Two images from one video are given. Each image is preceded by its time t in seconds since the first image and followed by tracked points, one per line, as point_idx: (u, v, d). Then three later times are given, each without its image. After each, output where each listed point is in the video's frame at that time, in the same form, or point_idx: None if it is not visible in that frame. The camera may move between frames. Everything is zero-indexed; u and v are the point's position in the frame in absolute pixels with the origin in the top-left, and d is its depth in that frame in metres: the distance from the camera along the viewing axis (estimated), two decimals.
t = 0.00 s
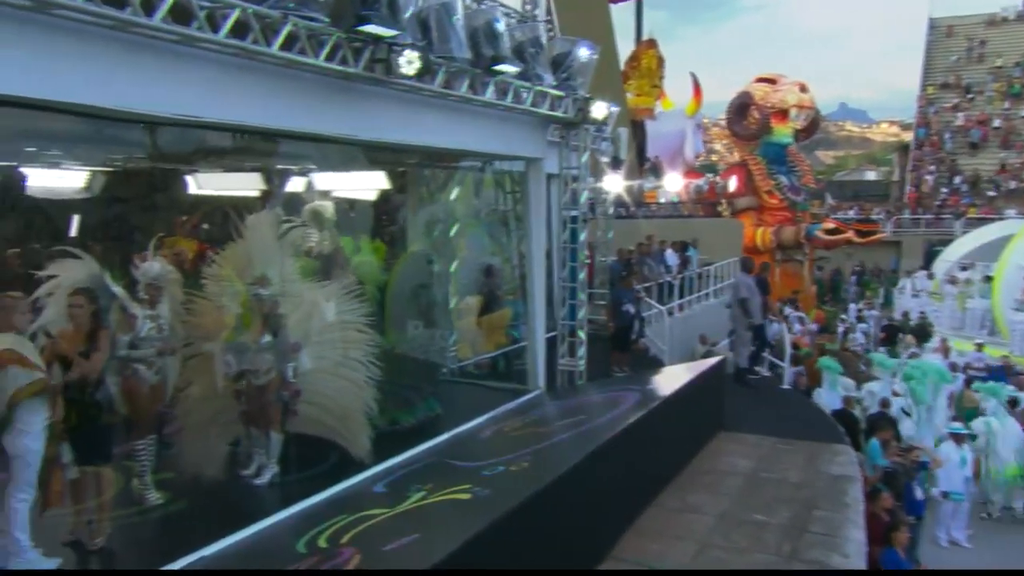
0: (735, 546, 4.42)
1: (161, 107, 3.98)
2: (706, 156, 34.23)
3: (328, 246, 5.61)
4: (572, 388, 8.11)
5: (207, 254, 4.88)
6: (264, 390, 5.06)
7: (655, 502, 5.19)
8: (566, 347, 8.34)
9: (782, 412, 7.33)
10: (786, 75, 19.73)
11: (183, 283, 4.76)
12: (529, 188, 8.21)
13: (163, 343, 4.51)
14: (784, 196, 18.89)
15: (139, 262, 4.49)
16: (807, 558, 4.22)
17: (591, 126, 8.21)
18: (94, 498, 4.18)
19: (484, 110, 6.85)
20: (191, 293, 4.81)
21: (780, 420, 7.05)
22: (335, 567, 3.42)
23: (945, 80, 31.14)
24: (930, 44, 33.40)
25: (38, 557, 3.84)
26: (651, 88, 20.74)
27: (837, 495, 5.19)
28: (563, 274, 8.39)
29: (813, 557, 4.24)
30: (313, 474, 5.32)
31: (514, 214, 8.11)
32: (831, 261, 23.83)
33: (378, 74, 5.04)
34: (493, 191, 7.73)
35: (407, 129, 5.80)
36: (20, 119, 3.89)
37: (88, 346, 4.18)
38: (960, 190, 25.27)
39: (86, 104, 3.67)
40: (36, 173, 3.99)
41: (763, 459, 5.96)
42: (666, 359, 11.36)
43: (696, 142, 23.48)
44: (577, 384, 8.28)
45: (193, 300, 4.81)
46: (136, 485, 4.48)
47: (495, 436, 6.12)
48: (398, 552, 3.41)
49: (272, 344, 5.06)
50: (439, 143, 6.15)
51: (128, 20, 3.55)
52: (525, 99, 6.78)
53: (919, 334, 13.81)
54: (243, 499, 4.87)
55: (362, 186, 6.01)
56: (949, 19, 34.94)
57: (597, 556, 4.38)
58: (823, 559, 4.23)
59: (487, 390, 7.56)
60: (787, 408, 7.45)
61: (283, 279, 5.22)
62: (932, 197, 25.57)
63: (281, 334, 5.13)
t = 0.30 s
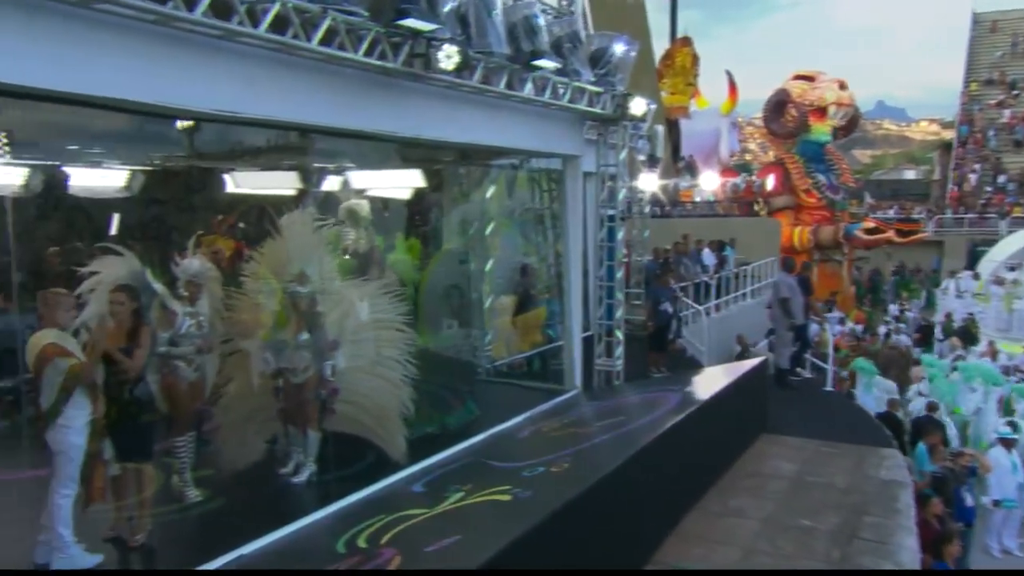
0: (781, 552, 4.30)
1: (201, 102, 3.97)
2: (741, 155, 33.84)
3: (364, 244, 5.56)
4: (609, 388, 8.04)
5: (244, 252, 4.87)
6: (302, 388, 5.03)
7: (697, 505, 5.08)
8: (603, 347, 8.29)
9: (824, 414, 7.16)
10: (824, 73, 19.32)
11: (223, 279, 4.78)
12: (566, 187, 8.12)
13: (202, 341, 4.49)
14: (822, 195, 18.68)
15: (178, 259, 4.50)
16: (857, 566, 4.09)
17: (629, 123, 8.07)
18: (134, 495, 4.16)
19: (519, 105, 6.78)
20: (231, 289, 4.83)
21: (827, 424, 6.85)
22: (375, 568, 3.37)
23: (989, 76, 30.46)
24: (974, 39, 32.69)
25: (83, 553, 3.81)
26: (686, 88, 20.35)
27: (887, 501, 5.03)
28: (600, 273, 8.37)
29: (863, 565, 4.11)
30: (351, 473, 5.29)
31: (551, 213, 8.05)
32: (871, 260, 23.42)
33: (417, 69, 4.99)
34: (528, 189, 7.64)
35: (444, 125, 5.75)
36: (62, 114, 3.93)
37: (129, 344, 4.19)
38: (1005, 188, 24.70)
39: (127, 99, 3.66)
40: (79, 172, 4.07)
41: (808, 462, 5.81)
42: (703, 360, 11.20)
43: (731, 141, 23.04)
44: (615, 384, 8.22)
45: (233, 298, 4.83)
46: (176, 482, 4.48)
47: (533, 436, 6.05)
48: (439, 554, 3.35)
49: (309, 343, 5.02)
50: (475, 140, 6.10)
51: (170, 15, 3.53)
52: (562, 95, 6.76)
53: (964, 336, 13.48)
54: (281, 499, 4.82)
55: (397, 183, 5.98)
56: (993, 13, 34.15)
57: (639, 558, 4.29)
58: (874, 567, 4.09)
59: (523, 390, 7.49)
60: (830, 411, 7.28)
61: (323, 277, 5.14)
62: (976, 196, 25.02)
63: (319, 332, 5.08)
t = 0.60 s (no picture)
0: (827, 558, 4.18)
1: (237, 98, 3.96)
2: (773, 154, 33.50)
3: (397, 244, 5.54)
4: (645, 388, 7.76)
5: (276, 250, 4.85)
6: (337, 386, 5.05)
7: (737, 509, 4.97)
8: (637, 346, 8.07)
9: (866, 417, 7.00)
10: (860, 70, 18.92)
11: (258, 276, 4.76)
12: (600, 182, 8.00)
13: (237, 339, 4.49)
14: (857, 193, 18.25)
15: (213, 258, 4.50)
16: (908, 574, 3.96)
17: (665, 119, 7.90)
18: (171, 492, 4.20)
19: (553, 101, 6.69)
20: (266, 287, 4.82)
21: (868, 427, 6.69)
22: (414, 569, 3.31)
23: None
24: (1015, 35, 32.04)
25: (118, 551, 3.79)
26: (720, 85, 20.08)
27: (935, 507, 4.88)
28: (638, 270, 8.06)
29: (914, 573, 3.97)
30: (385, 473, 5.26)
31: (584, 211, 7.95)
32: (908, 261, 23.03)
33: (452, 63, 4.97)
34: (562, 187, 7.56)
35: (477, 122, 5.71)
36: (100, 110, 3.86)
37: (166, 341, 4.19)
38: None
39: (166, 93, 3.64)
40: (115, 171, 4.01)
41: (850, 466, 5.67)
42: (738, 361, 11.04)
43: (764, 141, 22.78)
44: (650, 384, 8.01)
45: (269, 297, 4.83)
46: (211, 480, 4.46)
47: (568, 438, 5.97)
48: (479, 555, 3.29)
49: (344, 341, 5.04)
50: (507, 137, 6.04)
51: (208, 8, 3.50)
52: (597, 90, 6.68)
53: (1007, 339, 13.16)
54: (316, 498, 4.79)
55: (430, 181, 5.92)
56: None
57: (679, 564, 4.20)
58: None
59: (555, 389, 7.40)
60: (872, 414, 7.11)
61: (357, 275, 5.14)
62: (1016, 195, 24.51)
63: (354, 330, 5.10)
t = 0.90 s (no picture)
0: (868, 565, 4.06)
1: (266, 93, 3.93)
2: (800, 154, 33.19)
3: (423, 242, 5.51)
4: (674, 389, 7.69)
5: (300, 251, 4.80)
6: (366, 385, 4.99)
7: (772, 513, 4.86)
8: (666, 347, 7.98)
9: (902, 420, 6.85)
10: (890, 67, 18.60)
11: (286, 275, 4.74)
12: (630, 181, 7.90)
13: (264, 338, 4.45)
14: (887, 193, 18.03)
15: (243, 254, 4.45)
16: None
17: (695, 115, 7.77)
18: (199, 491, 4.15)
19: (583, 96, 6.59)
20: (295, 286, 4.79)
21: (905, 430, 6.53)
22: (446, 572, 3.25)
23: None
24: None
25: (146, 550, 3.75)
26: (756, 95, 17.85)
27: (978, 513, 4.74)
28: (667, 269, 7.94)
29: None
30: (415, 473, 5.23)
31: (613, 210, 7.85)
32: (939, 261, 22.67)
33: (482, 58, 4.90)
34: (592, 186, 7.49)
35: (506, 118, 5.64)
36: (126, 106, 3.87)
37: (195, 339, 4.16)
38: None
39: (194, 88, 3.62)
40: (144, 170, 4.00)
41: (888, 470, 5.53)
42: (767, 362, 10.89)
43: (791, 140, 22.54)
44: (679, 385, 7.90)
45: (298, 295, 4.79)
46: (239, 479, 4.41)
47: (598, 439, 5.90)
48: (512, 558, 3.22)
49: (374, 340, 4.98)
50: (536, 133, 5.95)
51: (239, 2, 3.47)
52: (628, 86, 6.58)
53: None
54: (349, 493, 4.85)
55: (457, 180, 5.85)
56: None
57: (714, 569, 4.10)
58: None
59: (582, 390, 7.32)
60: (908, 416, 6.96)
61: (386, 273, 5.09)
62: None
63: (382, 330, 5.04)
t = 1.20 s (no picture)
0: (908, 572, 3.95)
1: (291, 88, 3.90)
2: (823, 153, 32.84)
3: (446, 241, 5.41)
4: (700, 390, 7.51)
5: (321, 251, 4.70)
6: (389, 385, 4.96)
7: (805, 518, 4.74)
8: (692, 347, 7.85)
9: (935, 422, 6.70)
10: (917, 64, 18.39)
11: (309, 273, 4.63)
12: (655, 179, 7.83)
13: (287, 336, 4.42)
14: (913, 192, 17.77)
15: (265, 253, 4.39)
16: None
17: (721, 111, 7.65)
18: (223, 491, 4.12)
19: (609, 92, 6.51)
20: (319, 285, 4.69)
21: (938, 433, 6.40)
22: None
23: None
24: None
25: (171, 550, 3.73)
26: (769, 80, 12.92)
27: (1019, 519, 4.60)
28: (694, 269, 7.76)
29: None
30: (439, 473, 5.19)
31: (638, 209, 7.75)
32: (966, 261, 22.33)
33: (508, 53, 4.82)
34: (617, 185, 7.40)
35: (529, 114, 5.60)
36: (147, 103, 3.85)
37: (220, 337, 4.12)
38: None
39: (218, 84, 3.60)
40: (167, 169, 3.93)
41: (923, 475, 5.40)
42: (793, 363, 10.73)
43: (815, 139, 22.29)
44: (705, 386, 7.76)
45: (322, 293, 4.70)
46: (262, 480, 4.34)
47: (625, 441, 5.80)
48: (542, 564, 3.14)
49: (398, 339, 4.98)
50: (558, 130, 5.90)
51: None
52: (655, 82, 6.46)
53: None
54: (373, 495, 4.77)
55: (479, 178, 5.78)
56: None
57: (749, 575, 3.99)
58: None
59: (605, 390, 7.20)
60: (941, 419, 6.81)
61: (410, 271, 5.08)
62: None
63: (406, 327, 5.03)
